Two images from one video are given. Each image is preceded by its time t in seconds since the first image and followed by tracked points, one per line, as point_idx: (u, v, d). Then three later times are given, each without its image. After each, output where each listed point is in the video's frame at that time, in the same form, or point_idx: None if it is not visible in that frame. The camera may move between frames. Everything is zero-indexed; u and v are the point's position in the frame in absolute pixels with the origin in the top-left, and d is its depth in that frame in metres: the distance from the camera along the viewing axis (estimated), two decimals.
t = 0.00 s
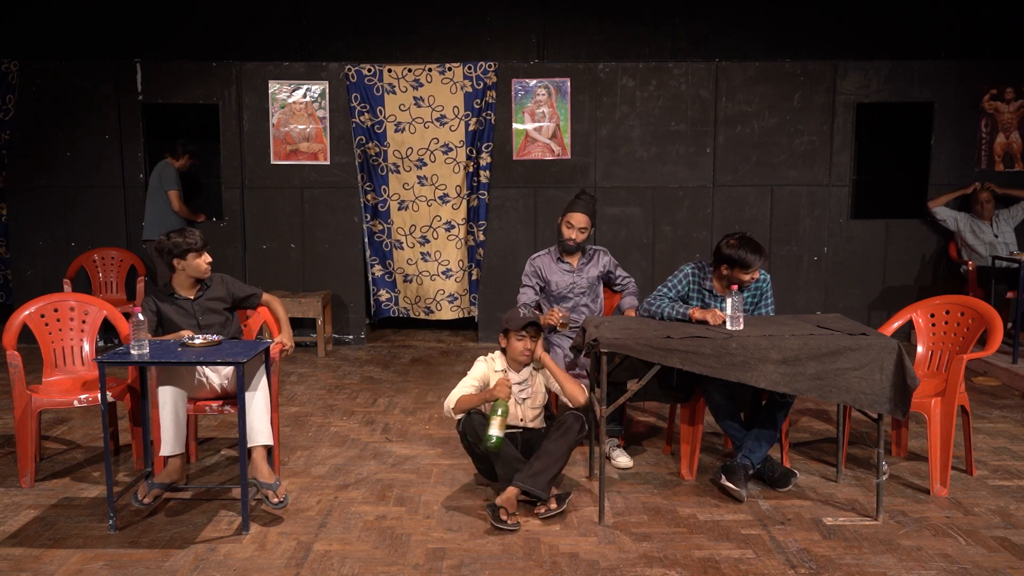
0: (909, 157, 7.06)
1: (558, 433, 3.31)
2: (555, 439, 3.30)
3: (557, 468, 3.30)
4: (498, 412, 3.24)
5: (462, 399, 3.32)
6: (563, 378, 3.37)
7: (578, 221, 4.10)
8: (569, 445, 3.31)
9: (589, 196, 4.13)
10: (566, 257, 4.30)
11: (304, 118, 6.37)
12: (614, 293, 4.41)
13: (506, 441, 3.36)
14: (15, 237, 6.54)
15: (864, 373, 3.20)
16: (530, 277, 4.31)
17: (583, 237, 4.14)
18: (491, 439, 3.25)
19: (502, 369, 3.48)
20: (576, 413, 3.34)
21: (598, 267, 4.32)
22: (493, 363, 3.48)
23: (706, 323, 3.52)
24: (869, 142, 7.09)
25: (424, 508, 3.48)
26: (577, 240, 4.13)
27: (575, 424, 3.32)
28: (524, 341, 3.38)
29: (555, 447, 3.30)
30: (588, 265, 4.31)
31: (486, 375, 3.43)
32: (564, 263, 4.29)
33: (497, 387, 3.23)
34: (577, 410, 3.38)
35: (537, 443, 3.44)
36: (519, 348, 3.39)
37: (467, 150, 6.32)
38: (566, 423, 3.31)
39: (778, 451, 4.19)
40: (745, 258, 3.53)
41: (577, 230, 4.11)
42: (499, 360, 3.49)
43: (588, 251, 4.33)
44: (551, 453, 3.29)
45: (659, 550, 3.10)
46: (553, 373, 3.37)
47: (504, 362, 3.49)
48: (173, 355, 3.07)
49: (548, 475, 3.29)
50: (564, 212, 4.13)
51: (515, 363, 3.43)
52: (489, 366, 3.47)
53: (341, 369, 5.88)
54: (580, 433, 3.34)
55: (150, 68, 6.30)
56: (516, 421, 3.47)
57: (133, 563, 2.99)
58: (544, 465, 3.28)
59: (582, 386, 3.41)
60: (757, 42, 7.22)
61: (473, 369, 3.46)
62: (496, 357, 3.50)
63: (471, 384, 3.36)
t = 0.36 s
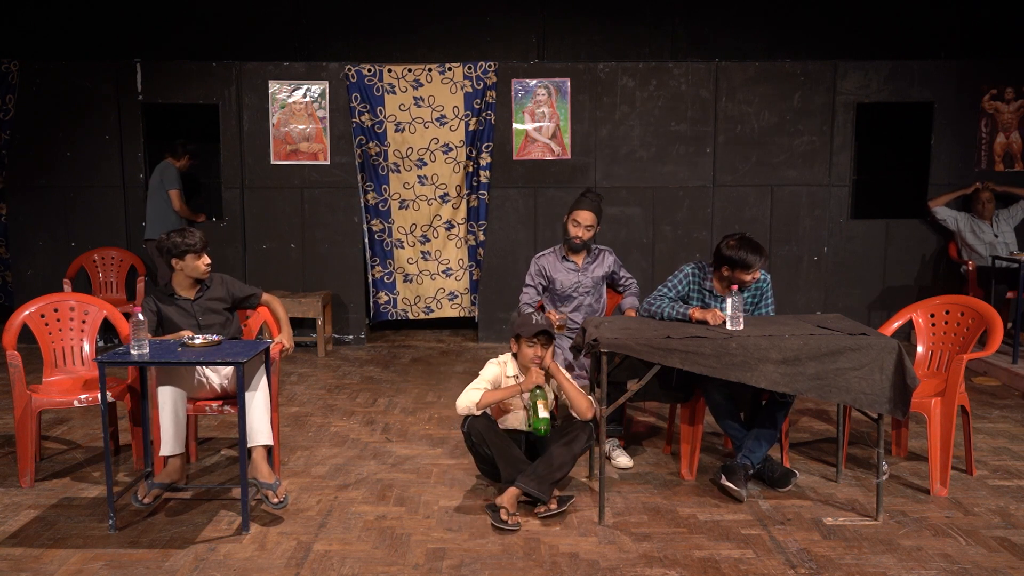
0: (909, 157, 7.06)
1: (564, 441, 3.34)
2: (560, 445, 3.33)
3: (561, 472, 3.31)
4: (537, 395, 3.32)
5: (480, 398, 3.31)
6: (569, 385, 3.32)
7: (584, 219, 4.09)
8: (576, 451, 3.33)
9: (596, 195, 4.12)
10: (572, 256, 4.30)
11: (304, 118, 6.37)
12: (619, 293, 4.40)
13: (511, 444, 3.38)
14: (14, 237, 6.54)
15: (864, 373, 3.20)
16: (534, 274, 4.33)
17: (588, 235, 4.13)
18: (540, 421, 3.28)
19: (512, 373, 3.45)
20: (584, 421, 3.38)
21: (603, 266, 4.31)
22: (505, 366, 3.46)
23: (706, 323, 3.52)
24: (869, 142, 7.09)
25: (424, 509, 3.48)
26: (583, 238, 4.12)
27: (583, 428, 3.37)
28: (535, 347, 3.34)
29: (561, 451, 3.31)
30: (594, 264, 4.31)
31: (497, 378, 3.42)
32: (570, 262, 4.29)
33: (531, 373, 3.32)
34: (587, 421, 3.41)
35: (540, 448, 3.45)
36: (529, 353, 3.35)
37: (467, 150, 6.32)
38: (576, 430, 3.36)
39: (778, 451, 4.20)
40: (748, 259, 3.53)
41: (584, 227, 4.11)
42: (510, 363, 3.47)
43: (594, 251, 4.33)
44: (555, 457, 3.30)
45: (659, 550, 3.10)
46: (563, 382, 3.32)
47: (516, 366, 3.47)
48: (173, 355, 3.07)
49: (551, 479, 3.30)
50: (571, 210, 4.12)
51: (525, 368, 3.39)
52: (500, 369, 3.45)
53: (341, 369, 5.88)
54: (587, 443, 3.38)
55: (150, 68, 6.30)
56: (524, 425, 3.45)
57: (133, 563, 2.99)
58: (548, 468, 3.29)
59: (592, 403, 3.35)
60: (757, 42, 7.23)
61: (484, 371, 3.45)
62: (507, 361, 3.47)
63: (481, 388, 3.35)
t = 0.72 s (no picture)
0: (909, 157, 7.06)
1: (561, 435, 3.32)
2: (558, 440, 3.31)
3: (559, 469, 3.32)
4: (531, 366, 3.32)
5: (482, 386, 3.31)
6: (571, 385, 3.35)
7: (590, 220, 4.06)
8: (573, 446, 3.32)
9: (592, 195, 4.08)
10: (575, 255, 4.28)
11: (304, 118, 6.37)
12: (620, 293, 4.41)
13: (508, 442, 3.37)
14: (14, 237, 6.54)
15: (864, 373, 3.19)
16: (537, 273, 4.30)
17: (593, 235, 4.10)
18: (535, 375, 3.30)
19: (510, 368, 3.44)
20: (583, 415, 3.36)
21: (606, 267, 4.30)
22: (500, 360, 3.43)
23: (706, 323, 3.52)
24: (869, 142, 7.09)
25: (424, 509, 3.48)
26: (587, 238, 4.10)
27: (580, 425, 3.34)
28: (525, 340, 3.34)
29: (559, 448, 3.30)
30: (598, 265, 4.30)
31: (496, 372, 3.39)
32: (573, 262, 4.28)
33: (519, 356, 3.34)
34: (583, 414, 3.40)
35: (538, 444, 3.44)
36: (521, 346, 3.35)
37: (467, 150, 6.32)
38: (572, 425, 3.33)
39: (778, 451, 4.19)
40: (733, 257, 3.51)
41: (590, 230, 4.09)
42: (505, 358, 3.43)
43: (597, 251, 4.31)
44: (553, 454, 3.30)
45: (658, 550, 3.10)
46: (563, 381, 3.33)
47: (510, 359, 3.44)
48: (173, 355, 3.07)
49: (550, 476, 3.31)
50: (575, 213, 4.08)
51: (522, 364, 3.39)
52: (498, 364, 3.41)
53: (341, 369, 5.88)
54: (585, 437, 3.36)
55: (150, 68, 6.30)
56: (521, 420, 3.47)
57: (133, 563, 2.99)
58: (546, 465, 3.30)
59: (589, 395, 3.40)
60: (757, 42, 7.23)
61: (481, 366, 3.40)
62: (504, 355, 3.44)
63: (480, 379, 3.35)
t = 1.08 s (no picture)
0: (909, 157, 7.06)
1: (556, 433, 3.31)
2: (554, 438, 3.31)
3: (558, 467, 3.31)
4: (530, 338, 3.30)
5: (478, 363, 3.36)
6: (564, 380, 3.34)
7: (592, 220, 4.13)
8: (569, 442, 3.31)
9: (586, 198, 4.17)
10: (576, 257, 4.25)
11: (304, 118, 6.37)
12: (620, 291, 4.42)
13: (505, 444, 3.38)
14: (14, 237, 6.54)
15: (864, 373, 3.20)
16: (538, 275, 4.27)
17: (598, 234, 4.16)
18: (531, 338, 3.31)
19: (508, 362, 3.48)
20: (577, 411, 3.36)
21: (606, 266, 4.29)
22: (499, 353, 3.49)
23: (706, 323, 3.51)
24: (869, 142, 7.09)
25: (424, 509, 3.48)
26: (592, 236, 4.15)
27: (575, 421, 3.33)
28: (518, 330, 3.38)
29: (556, 446, 3.30)
30: (598, 265, 4.28)
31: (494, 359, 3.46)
32: (574, 263, 4.25)
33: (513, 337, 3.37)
34: (577, 409, 3.39)
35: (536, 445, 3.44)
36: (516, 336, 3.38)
37: (467, 150, 6.32)
38: (564, 423, 3.33)
39: (778, 451, 4.19)
40: (719, 254, 3.54)
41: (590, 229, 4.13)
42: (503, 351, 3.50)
43: (597, 251, 4.28)
44: (551, 453, 3.29)
45: (659, 550, 3.10)
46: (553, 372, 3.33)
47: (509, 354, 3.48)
48: (173, 355, 3.07)
49: (548, 474, 3.30)
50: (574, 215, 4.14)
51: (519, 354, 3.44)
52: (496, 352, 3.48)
53: (341, 369, 5.88)
54: (580, 433, 3.34)
55: (150, 69, 6.30)
56: (516, 415, 3.46)
57: (133, 563, 2.99)
58: (545, 463, 3.29)
59: (581, 388, 3.38)
60: (757, 42, 7.22)
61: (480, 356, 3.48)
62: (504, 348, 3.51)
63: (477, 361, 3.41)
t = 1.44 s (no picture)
0: (909, 157, 7.06)
1: (556, 434, 3.31)
2: (554, 438, 3.30)
3: (558, 467, 3.31)
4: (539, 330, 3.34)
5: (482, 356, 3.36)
6: (564, 379, 3.35)
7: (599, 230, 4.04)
8: (569, 444, 3.30)
9: (588, 207, 4.05)
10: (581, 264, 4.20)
11: (304, 118, 6.37)
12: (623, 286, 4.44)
13: (506, 444, 3.38)
14: (14, 237, 6.54)
15: (864, 373, 3.20)
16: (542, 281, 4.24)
17: (605, 244, 4.08)
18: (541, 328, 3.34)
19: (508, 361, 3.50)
20: (578, 412, 3.35)
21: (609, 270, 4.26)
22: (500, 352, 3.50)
23: (706, 323, 3.52)
24: (868, 142, 7.09)
25: (424, 509, 3.48)
26: (599, 246, 4.07)
27: (575, 422, 3.32)
28: (520, 327, 3.41)
29: (556, 447, 3.30)
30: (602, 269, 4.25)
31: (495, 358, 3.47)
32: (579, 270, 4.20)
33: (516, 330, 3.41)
34: (578, 410, 3.39)
35: (536, 445, 3.43)
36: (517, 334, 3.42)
37: (467, 150, 6.32)
38: (565, 424, 3.32)
39: (778, 451, 4.19)
40: (713, 255, 3.56)
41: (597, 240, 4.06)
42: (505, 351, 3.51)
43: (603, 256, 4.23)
44: (551, 453, 3.29)
45: (659, 550, 3.10)
46: (553, 369, 3.35)
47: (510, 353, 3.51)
48: (173, 355, 3.07)
49: (548, 475, 3.29)
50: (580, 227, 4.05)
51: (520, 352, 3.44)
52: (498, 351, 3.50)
53: (341, 369, 5.88)
54: (580, 434, 3.33)
55: (150, 69, 6.30)
56: (517, 413, 3.47)
57: (133, 563, 2.99)
58: (545, 464, 3.29)
59: (581, 388, 3.39)
60: (758, 42, 7.22)
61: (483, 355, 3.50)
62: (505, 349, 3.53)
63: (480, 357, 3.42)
